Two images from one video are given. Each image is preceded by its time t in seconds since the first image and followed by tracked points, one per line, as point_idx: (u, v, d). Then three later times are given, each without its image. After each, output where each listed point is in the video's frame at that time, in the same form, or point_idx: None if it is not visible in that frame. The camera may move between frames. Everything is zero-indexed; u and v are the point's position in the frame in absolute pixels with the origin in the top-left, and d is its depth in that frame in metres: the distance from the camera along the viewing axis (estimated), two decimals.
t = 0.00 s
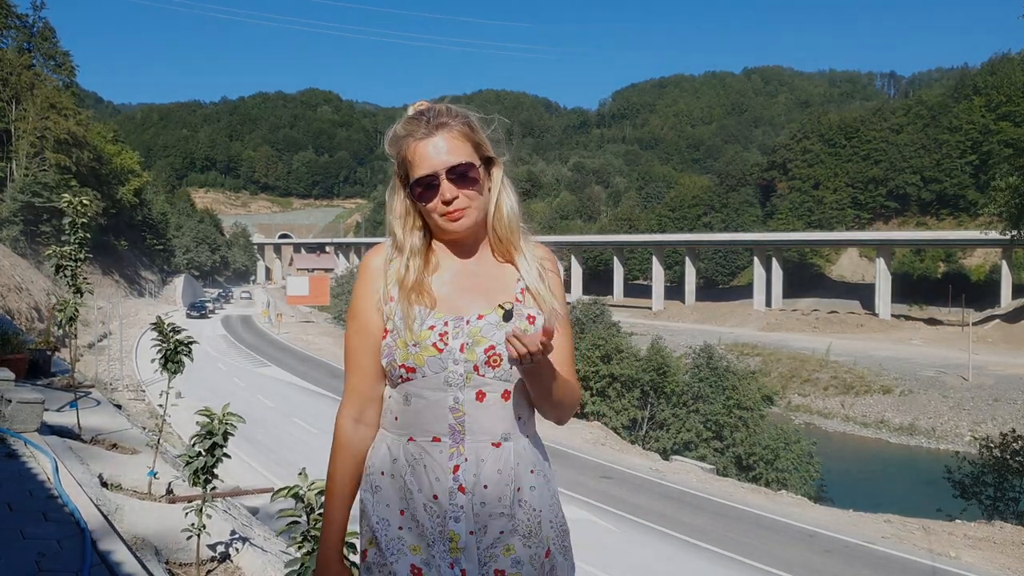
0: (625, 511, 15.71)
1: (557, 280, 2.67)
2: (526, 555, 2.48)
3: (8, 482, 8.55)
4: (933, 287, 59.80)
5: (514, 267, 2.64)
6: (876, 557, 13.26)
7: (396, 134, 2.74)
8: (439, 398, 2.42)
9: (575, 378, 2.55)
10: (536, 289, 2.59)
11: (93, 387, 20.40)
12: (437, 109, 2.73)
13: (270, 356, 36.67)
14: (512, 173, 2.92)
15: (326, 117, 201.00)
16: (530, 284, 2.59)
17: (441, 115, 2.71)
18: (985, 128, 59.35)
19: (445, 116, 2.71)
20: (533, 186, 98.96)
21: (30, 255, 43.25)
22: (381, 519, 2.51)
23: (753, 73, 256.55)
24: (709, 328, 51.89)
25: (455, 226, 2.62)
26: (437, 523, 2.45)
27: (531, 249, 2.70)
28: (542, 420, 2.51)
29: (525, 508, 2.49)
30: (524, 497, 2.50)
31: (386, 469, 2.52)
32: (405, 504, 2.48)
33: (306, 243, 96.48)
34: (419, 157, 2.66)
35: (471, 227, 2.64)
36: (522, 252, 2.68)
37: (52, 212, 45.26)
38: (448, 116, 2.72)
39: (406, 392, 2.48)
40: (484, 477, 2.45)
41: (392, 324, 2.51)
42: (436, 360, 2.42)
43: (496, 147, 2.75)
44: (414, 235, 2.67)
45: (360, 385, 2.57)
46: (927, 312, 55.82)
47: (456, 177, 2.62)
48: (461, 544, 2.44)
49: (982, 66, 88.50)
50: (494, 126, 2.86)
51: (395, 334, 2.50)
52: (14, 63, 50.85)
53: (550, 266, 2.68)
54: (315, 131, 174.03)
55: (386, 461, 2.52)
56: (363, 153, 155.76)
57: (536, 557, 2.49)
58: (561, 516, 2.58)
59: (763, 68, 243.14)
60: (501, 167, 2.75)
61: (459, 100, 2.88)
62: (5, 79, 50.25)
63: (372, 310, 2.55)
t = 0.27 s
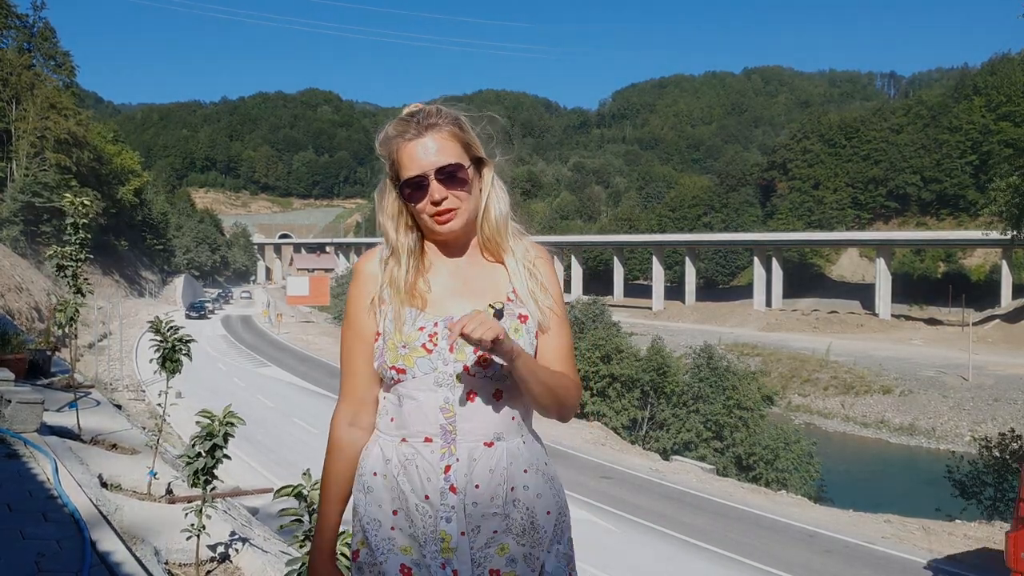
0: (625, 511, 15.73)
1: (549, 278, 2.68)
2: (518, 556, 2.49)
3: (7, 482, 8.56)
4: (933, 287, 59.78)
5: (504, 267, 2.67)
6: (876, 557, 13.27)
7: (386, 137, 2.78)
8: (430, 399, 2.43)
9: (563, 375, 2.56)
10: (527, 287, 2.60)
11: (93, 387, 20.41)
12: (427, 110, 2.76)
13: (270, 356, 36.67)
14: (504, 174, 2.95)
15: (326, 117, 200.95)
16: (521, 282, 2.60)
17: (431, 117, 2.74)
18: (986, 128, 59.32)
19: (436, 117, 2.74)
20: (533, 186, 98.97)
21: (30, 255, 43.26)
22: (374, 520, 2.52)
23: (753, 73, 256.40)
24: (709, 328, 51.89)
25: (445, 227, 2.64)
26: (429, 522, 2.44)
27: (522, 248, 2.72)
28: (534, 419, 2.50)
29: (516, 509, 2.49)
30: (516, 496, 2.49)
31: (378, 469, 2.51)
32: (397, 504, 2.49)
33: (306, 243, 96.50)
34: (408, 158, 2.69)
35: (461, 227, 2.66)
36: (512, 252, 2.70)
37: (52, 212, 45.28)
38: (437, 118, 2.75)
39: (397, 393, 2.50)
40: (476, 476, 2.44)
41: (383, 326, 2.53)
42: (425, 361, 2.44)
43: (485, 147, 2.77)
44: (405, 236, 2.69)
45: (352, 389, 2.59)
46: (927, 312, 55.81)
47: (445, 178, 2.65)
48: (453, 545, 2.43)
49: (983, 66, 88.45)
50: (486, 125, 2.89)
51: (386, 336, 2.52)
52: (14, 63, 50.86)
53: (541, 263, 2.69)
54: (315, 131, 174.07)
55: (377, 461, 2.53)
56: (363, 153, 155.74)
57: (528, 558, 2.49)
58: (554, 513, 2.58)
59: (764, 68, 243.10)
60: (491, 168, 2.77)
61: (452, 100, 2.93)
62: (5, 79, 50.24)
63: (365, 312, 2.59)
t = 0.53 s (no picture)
0: (625, 511, 15.73)
1: (542, 282, 2.69)
2: (514, 560, 2.51)
3: (8, 482, 8.58)
4: (934, 287, 59.72)
5: (499, 268, 2.68)
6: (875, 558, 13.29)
7: (382, 137, 2.80)
8: (426, 401, 2.44)
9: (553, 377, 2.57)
10: (522, 288, 2.59)
11: (93, 387, 20.41)
12: (423, 111, 2.79)
13: (270, 356, 36.68)
14: (499, 176, 2.97)
15: (326, 117, 200.87)
16: (514, 285, 2.60)
17: (425, 115, 2.76)
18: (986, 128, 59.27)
19: (430, 116, 2.76)
20: (533, 186, 98.99)
21: (30, 254, 43.27)
22: (368, 523, 2.51)
23: (753, 73, 256.24)
24: (709, 328, 51.87)
25: (438, 224, 2.65)
26: (424, 525, 2.44)
27: (518, 250, 2.74)
28: (528, 425, 2.52)
29: (511, 512, 2.51)
30: (512, 499, 2.51)
31: (373, 471, 2.51)
32: (393, 507, 2.48)
33: (306, 243, 96.46)
34: (402, 154, 2.69)
35: (456, 225, 2.68)
36: (508, 253, 2.72)
37: (52, 211, 45.29)
38: (432, 117, 2.76)
39: (393, 395, 2.50)
40: (471, 480, 2.45)
41: (379, 329, 2.53)
42: (422, 363, 2.43)
43: (479, 147, 2.78)
44: (399, 235, 2.71)
45: (348, 393, 2.61)
46: (927, 312, 55.72)
47: (439, 171, 2.65)
48: (446, 547, 2.44)
49: (983, 66, 88.37)
50: (480, 127, 2.90)
51: (382, 339, 2.52)
52: (14, 63, 50.85)
53: (538, 269, 2.71)
54: (315, 131, 174.04)
55: (373, 463, 2.53)
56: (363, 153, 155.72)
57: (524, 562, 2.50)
58: (549, 513, 2.61)
59: (764, 68, 242.93)
60: (485, 167, 2.79)
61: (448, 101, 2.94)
62: (5, 79, 50.21)
63: (361, 313, 2.59)
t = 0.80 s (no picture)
0: (625, 511, 15.73)
1: (542, 285, 2.72)
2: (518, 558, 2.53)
3: (8, 482, 8.58)
4: (934, 287, 59.69)
5: (501, 270, 2.69)
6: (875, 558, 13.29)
7: (386, 136, 2.79)
8: (432, 399, 2.43)
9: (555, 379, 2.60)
10: (524, 290, 2.61)
11: (93, 387, 20.42)
12: (426, 112, 2.80)
13: (270, 356, 36.69)
14: (500, 178, 2.97)
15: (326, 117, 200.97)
16: (517, 287, 2.61)
17: (430, 115, 2.76)
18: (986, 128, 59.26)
19: (435, 118, 2.76)
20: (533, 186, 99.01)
21: (30, 255, 43.28)
22: (370, 520, 2.50)
23: (753, 73, 256.17)
24: (709, 328, 51.91)
25: (442, 223, 2.65)
26: (428, 522, 2.44)
27: (520, 253, 2.75)
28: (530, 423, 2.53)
29: (515, 510, 2.52)
30: (515, 497, 2.53)
31: (375, 469, 2.50)
32: (395, 506, 2.47)
33: (306, 243, 96.50)
34: (406, 153, 2.68)
35: (460, 224, 2.68)
36: (510, 255, 2.73)
37: (52, 212, 45.32)
38: (437, 118, 2.77)
39: (397, 393, 2.49)
40: (476, 478, 2.45)
41: (382, 327, 2.52)
42: (428, 362, 2.43)
43: (482, 148, 2.79)
44: (401, 234, 2.70)
45: (348, 390, 2.59)
46: (927, 312, 55.68)
47: (443, 171, 2.65)
48: (450, 545, 2.44)
49: (984, 65, 88.32)
50: (484, 130, 2.91)
51: (385, 337, 2.50)
52: (14, 63, 50.85)
53: (539, 273, 2.73)
54: (315, 131, 174.09)
55: (374, 462, 2.51)
56: (363, 153, 155.76)
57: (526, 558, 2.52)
58: (550, 511, 2.65)
59: (764, 68, 242.90)
60: (489, 168, 2.79)
61: (449, 102, 2.94)
62: (5, 79, 50.23)
63: (363, 311, 2.56)
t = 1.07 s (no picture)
0: (625, 511, 15.74)
1: (540, 285, 2.74)
2: (517, 558, 2.54)
3: (7, 483, 8.58)
4: (934, 287, 59.66)
5: (500, 270, 2.70)
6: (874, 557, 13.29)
7: (386, 136, 2.78)
8: (432, 398, 2.43)
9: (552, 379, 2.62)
10: (523, 291, 2.62)
11: (93, 387, 20.41)
12: (427, 111, 2.80)
13: (270, 356, 36.72)
14: (499, 178, 2.98)
15: (326, 117, 200.87)
16: (516, 288, 2.63)
17: (430, 115, 2.77)
18: (986, 129, 59.25)
19: (435, 118, 2.76)
20: (533, 186, 99.08)
21: (30, 255, 43.29)
22: (369, 519, 2.49)
23: (753, 73, 256.08)
24: (709, 328, 51.95)
25: (443, 222, 2.65)
26: (429, 521, 2.45)
27: (517, 253, 2.77)
28: (526, 417, 2.55)
29: (514, 508, 2.55)
30: (514, 495, 2.55)
31: (376, 468, 2.48)
32: (397, 504, 2.46)
33: (306, 243, 96.50)
34: (406, 153, 2.69)
35: (459, 223, 2.68)
36: (508, 255, 2.74)
37: (52, 212, 45.33)
38: (436, 117, 2.78)
39: (397, 391, 2.48)
40: (478, 475, 2.47)
41: (383, 324, 2.50)
42: (430, 360, 2.43)
43: (482, 148, 2.80)
44: (398, 233, 2.68)
45: (346, 388, 2.58)
46: (927, 312, 55.62)
47: (444, 171, 2.65)
48: (453, 543, 2.45)
49: (985, 65, 88.29)
50: (483, 132, 2.93)
51: (386, 334, 2.49)
52: (14, 64, 50.85)
53: (535, 273, 2.75)
54: (315, 131, 174.10)
55: (376, 460, 2.49)
56: (363, 153, 155.69)
57: (525, 554, 2.55)
58: (549, 512, 2.67)
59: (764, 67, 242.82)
60: (486, 169, 2.80)
61: (448, 102, 2.95)
62: (5, 79, 50.20)
63: (362, 312, 2.54)
